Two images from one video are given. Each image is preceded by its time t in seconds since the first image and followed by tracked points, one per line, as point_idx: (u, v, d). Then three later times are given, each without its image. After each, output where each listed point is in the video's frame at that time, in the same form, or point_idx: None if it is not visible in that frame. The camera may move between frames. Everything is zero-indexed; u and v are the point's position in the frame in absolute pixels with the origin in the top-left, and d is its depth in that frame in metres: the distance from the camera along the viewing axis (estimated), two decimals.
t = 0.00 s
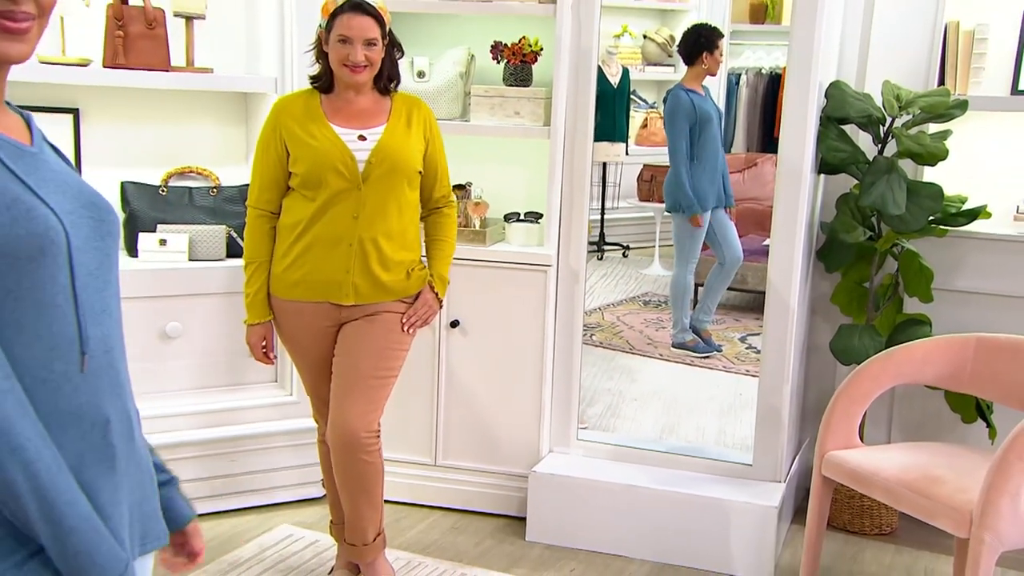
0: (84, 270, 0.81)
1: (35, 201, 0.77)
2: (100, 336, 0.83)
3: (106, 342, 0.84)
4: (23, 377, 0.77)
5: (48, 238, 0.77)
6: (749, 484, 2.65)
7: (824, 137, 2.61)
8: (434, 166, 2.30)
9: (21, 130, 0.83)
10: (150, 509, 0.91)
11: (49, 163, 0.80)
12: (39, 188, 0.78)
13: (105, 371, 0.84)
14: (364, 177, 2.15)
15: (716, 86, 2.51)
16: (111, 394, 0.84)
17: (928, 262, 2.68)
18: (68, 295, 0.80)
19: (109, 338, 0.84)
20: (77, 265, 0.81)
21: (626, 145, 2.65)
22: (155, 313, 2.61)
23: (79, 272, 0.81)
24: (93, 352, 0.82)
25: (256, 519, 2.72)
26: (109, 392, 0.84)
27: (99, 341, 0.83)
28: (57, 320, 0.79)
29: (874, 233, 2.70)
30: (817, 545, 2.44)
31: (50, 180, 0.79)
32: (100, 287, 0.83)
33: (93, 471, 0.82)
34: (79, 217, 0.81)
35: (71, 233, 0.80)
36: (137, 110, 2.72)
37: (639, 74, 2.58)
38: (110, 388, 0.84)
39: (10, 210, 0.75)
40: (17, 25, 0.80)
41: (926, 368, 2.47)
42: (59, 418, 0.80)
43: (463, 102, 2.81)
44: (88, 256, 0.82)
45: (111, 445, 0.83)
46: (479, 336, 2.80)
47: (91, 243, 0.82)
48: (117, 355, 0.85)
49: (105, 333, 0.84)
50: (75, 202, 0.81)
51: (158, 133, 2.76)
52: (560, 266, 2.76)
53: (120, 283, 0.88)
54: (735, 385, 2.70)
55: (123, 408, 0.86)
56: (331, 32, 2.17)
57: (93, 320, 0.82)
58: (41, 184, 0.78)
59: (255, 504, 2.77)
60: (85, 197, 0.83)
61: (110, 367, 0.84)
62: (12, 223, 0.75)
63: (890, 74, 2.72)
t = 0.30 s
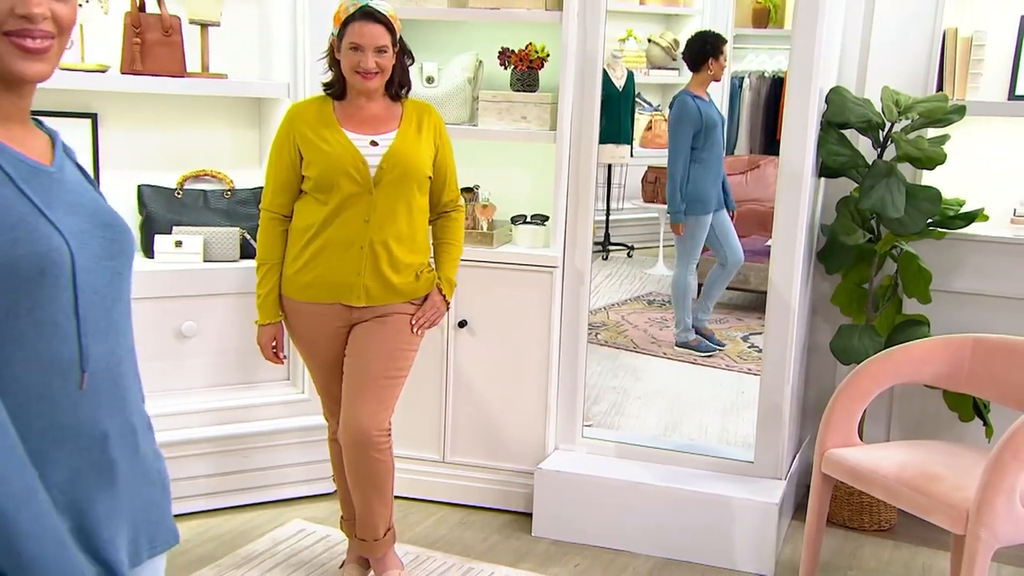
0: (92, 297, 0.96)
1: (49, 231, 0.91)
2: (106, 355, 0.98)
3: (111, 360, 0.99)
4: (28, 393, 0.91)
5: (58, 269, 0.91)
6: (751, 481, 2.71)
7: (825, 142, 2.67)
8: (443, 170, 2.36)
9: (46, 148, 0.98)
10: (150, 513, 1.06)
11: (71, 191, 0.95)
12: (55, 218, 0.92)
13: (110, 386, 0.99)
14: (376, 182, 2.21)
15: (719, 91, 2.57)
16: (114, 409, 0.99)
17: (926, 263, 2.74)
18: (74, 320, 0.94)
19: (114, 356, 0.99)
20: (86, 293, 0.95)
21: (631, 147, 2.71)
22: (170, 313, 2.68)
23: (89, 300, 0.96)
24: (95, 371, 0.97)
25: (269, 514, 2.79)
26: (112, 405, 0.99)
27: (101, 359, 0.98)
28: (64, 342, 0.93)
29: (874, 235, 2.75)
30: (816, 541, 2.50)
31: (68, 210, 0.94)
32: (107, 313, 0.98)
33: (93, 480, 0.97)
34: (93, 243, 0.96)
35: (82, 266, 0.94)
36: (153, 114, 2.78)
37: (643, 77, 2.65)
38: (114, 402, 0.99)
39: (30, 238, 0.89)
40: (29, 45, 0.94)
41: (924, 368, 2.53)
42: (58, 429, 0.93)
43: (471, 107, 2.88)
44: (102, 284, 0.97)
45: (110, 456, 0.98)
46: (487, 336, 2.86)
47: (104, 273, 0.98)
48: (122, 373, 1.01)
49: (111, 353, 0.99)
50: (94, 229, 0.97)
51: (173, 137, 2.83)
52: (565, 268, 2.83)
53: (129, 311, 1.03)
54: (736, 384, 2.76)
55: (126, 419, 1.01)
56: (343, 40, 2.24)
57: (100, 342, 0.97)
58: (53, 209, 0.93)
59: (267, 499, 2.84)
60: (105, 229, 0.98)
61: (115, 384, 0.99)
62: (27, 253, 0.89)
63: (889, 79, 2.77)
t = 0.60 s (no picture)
0: (105, 289, 0.96)
1: (59, 220, 0.92)
2: (123, 347, 0.98)
3: (127, 353, 0.99)
4: (35, 380, 0.91)
5: (67, 260, 0.92)
6: (753, 476, 2.78)
7: (826, 146, 2.74)
8: (454, 175, 2.43)
9: (71, 141, 0.98)
10: (161, 513, 1.06)
11: (94, 180, 0.97)
12: (68, 210, 0.93)
13: (122, 379, 0.98)
14: (387, 186, 2.29)
15: (725, 92, 2.60)
16: (131, 403, 0.99)
17: (925, 264, 2.80)
18: (84, 310, 0.94)
19: (130, 349, 0.99)
20: (99, 283, 0.95)
21: (637, 148, 2.78)
22: (189, 312, 2.75)
23: (103, 291, 0.96)
24: (108, 361, 0.97)
25: (284, 507, 2.87)
26: (128, 398, 0.99)
27: (116, 351, 0.98)
28: (74, 333, 0.93)
29: (874, 236, 2.80)
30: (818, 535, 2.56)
31: (87, 200, 0.95)
32: (125, 306, 0.99)
33: (94, 475, 0.96)
34: (111, 233, 0.97)
35: (94, 258, 0.95)
36: (172, 119, 2.87)
37: (649, 80, 2.70)
38: (128, 395, 0.99)
39: (38, 227, 0.90)
40: (46, 34, 0.93)
41: (922, 367, 2.59)
42: (65, 421, 0.93)
43: (480, 112, 2.95)
44: (119, 275, 0.98)
45: (117, 453, 0.98)
46: (496, 335, 2.93)
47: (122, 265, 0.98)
48: (141, 366, 1.01)
49: (127, 345, 0.99)
50: (113, 219, 0.98)
51: (191, 140, 2.91)
52: (573, 268, 2.89)
53: (153, 306, 1.03)
54: (740, 381, 2.82)
55: (140, 413, 1.01)
56: (357, 47, 2.31)
57: (114, 334, 0.97)
58: (66, 200, 0.93)
59: (283, 493, 2.92)
60: (128, 220, 0.99)
61: (131, 377, 0.99)
62: (34, 241, 0.89)
63: (890, 84, 2.83)
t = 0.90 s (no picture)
0: (117, 298, 0.91)
1: (66, 226, 0.86)
2: (138, 357, 0.93)
3: (139, 363, 0.93)
4: (40, 387, 0.86)
5: (75, 268, 0.87)
6: (756, 471, 2.87)
7: (828, 150, 2.81)
8: (467, 179, 2.49)
9: (87, 156, 0.92)
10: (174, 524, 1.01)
11: (108, 187, 0.91)
12: (79, 219, 0.88)
13: (134, 391, 0.93)
14: (393, 191, 2.37)
15: (731, 95, 2.72)
16: (144, 414, 0.94)
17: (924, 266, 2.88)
18: (92, 321, 0.88)
19: (144, 360, 0.93)
20: (109, 290, 0.90)
21: (645, 151, 2.85)
22: (211, 311, 2.86)
23: (113, 298, 0.90)
24: (118, 368, 0.91)
25: (302, 499, 2.97)
26: (143, 409, 0.94)
27: (128, 357, 0.92)
28: (81, 344, 0.88)
29: (875, 238, 2.88)
30: (819, 527, 2.64)
31: (99, 208, 0.90)
32: (138, 314, 0.93)
33: (101, 491, 0.91)
34: (124, 240, 0.92)
35: (103, 265, 0.89)
36: (194, 123, 2.97)
37: (657, 84, 2.80)
38: (141, 406, 0.93)
39: (46, 234, 0.85)
40: (64, 56, 0.88)
41: (921, 366, 2.66)
42: (73, 435, 0.88)
43: (492, 117, 3.05)
44: (133, 282, 0.92)
45: (124, 461, 0.92)
46: (506, 333, 3.02)
47: (137, 270, 0.93)
48: (157, 376, 0.95)
49: (141, 355, 0.93)
50: (127, 227, 0.92)
51: (213, 144, 3.02)
52: (581, 269, 2.98)
53: (169, 309, 0.98)
54: (744, 378, 2.91)
55: (153, 424, 0.95)
56: (374, 53, 2.41)
57: (126, 339, 0.91)
58: (75, 206, 0.88)
59: (301, 485, 3.02)
60: (145, 224, 0.94)
61: (145, 388, 0.94)
62: (38, 249, 0.84)
63: (891, 90, 2.91)
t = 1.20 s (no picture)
0: (137, 302, 1.11)
1: (94, 241, 1.06)
2: (156, 353, 1.14)
3: (155, 361, 1.14)
4: (72, 380, 1.06)
5: (102, 277, 1.07)
6: (756, 466, 2.96)
7: (827, 156, 2.91)
8: (478, 184, 2.56)
9: (113, 168, 1.13)
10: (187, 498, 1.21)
11: (133, 199, 1.12)
12: (102, 230, 1.07)
13: (149, 384, 1.13)
14: (401, 195, 2.47)
15: (733, 101, 2.79)
16: (157, 402, 1.15)
17: (920, 268, 2.98)
18: (114, 320, 1.08)
19: (160, 356, 1.14)
20: (130, 298, 1.10)
21: (650, 154, 2.96)
22: (231, 310, 2.97)
23: (134, 304, 1.10)
24: (136, 365, 1.12)
25: (318, 491, 3.08)
26: (157, 399, 1.15)
27: (146, 356, 1.13)
28: (106, 340, 1.08)
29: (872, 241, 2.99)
30: (816, 521, 2.73)
31: (122, 220, 1.10)
32: (157, 315, 1.14)
33: (118, 464, 1.12)
34: (146, 249, 1.12)
35: (126, 274, 1.09)
36: (216, 129, 3.09)
37: (662, 89, 2.89)
38: (154, 396, 1.14)
39: (73, 245, 1.04)
40: (86, 71, 1.08)
41: (915, 364, 2.74)
42: (96, 415, 1.09)
43: (502, 123, 3.15)
44: (152, 288, 1.13)
45: (139, 450, 1.14)
46: (515, 332, 3.13)
47: (157, 278, 1.13)
48: (171, 369, 1.16)
49: (159, 351, 1.14)
50: (149, 237, 1.13)
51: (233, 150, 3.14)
52: (588, 270, 3.08)
53: (183, 315, 1.18)
54: (745, 375, 3.00)
55: (165, 411, 1.16)
56: (388, 62, 2.50)
57: (146, 341, 1.12)
58: (102, 221, 1.08)
59: (317, 478, 3.13)
60: (164, 238, 1.15)
61: (159, 379, 1.14)
62: (69, 261, 1.04)
63: (889, 97, 3.00)
